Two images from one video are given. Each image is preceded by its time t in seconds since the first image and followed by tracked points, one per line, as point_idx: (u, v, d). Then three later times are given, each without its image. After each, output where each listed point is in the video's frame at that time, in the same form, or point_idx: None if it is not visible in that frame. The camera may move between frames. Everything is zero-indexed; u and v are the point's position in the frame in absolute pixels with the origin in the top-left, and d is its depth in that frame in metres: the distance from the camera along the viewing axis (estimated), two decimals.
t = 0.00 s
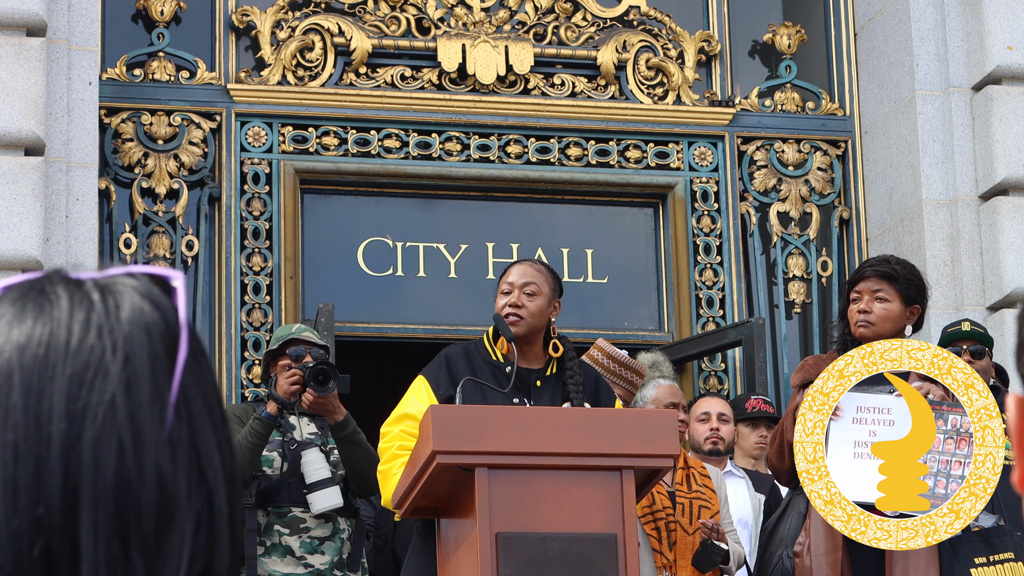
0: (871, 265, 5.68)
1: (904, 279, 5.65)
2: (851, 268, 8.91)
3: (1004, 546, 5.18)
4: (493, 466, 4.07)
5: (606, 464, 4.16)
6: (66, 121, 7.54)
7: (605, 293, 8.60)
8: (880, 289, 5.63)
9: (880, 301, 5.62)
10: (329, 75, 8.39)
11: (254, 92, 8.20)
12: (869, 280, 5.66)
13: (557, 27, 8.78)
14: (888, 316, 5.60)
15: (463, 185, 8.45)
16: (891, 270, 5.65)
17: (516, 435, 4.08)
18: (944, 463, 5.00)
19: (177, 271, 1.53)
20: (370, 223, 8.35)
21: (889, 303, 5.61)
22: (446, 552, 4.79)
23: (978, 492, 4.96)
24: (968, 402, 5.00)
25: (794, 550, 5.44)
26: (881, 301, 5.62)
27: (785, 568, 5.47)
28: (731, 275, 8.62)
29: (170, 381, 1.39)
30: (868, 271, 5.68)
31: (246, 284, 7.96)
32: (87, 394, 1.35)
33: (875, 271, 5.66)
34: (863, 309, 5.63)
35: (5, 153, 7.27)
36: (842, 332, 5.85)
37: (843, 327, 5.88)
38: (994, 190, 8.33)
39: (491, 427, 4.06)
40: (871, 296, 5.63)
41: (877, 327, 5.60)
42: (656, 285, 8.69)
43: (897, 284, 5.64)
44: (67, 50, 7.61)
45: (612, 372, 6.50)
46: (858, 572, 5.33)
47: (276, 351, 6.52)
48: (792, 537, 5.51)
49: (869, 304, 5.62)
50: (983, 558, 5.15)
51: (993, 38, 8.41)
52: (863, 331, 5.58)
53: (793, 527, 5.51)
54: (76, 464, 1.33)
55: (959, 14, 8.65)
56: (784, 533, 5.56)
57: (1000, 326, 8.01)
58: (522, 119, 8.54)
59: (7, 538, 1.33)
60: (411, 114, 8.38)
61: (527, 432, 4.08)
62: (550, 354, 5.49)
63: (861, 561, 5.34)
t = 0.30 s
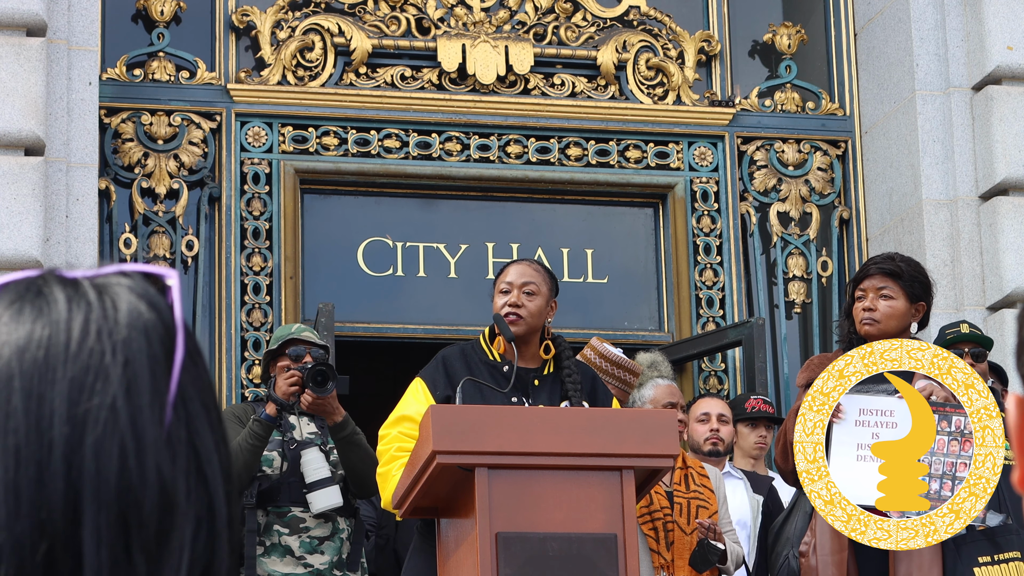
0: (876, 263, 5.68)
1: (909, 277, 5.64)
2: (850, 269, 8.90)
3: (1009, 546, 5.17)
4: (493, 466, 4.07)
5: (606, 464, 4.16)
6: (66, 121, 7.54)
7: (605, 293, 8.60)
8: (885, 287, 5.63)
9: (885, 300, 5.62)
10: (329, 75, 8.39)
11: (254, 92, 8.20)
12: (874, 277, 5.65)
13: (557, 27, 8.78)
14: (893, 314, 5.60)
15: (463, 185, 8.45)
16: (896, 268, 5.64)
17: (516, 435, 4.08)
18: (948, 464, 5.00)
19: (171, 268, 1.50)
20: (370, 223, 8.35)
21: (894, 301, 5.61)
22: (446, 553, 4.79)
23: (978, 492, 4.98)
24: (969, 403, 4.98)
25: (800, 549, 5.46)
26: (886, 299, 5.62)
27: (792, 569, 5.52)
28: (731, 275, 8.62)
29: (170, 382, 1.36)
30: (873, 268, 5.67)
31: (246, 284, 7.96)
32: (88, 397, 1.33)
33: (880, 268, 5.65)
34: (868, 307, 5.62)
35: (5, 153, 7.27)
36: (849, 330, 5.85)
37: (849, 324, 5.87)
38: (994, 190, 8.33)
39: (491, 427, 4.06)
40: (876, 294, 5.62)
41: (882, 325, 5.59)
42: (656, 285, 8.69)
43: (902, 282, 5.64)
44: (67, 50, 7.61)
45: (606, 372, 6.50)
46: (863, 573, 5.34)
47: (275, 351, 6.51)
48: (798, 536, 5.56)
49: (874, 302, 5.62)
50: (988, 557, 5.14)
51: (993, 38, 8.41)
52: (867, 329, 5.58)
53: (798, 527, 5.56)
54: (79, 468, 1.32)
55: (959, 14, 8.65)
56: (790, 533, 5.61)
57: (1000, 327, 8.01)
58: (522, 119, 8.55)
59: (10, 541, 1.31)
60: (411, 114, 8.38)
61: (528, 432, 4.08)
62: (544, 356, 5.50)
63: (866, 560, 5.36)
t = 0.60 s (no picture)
0: (882, 261, 5.69)
1: (914, 275, 5.65)
2: (851, 269, 8.90)
3: (1013, 545, 5.15)
4: (493, 467, 4.07)
5: (606, 464, 4.16)
6: (66, 121, 7.54)
7: (605, 294, 8.60)
8: (891, 285, 5.62)
9: (891, 297, 5.61)
10: (329, 75, 8.39)
11: (254, 92, 8.20)
12: (880, 275, 5.65)
13: (557, 27, 8.78)
14: (899, 311, 5.58)
15: (463, 185, 8.45)
16: (902, 266, 5.65)
17: (516, 435, 4.07)
18: (950, 464, 5.00)
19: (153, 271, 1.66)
20: (370, 223, 8.35)
21: (900, 298, 5.60)
22: (446, 552, 4.78)
23: (978, 492, 4.98)
24: (969, 403, 5.00)
25: (805, 548, 5.43)
26: (892, 296, 5.61)
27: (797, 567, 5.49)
28: (731, 276, 8.62)
29: (172, 357, 1.51)
30: (879, 267, 5.68)
31: (246, 284, 7.96)
32: (100, 366, 1.46)
33: (885, 267, 5.66)
34: (874, 305, 5.61)
35: (5, 153, 7.27)
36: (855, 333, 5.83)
37: (855, 328, 5.85)
38: (994, 190, 8.33)
39: (491, 428, 4.06)
40: (882, 292, 5.62)
41: (888, 322, 5.57)
42: (655, 285, 8.69)
43: (908, 280, 5.64)
44: (67, 50, 7.61)
45: (605, 369, 6.50)
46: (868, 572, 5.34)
47: (275, 351, 6.50)
48: (803, 536, 5.54)
49: (880, 300, 5.61)
50: (991, 557, 5.13)
51: (993, 38, 8.41)
52: (873, 326, 5.56)
53: (803, 526, 5.54)
54: (95, 428, 1.44)
55: (959, 14, 8.66)
56: (795, 533, 5.60)
57: (1000, 327, 8.01)
58: (522, 119, 8.54)
59: (31, 497, 1.42)
60: (411, 114, 8.38)
61: (529, 432, 4.08)
62: (545, 352, 5.50)
63: (870, 559, 5.36)
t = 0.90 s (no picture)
0: (887, 259, 5.68)
1: (919, 272, 5.64)
2: (851, 269, 8.90)
3: (1017, 544, 5.10)
4: (493, 467, 4.07)
5: (606, 465, 4.16)
6: (66, 122, 7.54)
7: (605, 293, 8.60)
8: (896, 283, 5.62)
9: (895, 295, 5.61)
10: (329, 75, 8.39)
11: (254, 92, 8.20)
12: (885, 273, 5.65)
13: (557, 27, 8.78)
14: (903, 310, 5.58)
15: (463, 185, 8.45)
16: (907, 264, 5.65)
17: (517, 435, 4.07)
18: (953, 463, 5.00)
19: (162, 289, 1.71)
20: (370, 223, 8.35)
21: (905, 297, 5.60)
22: (446, 553, 4.79)
23: (978, 492, 4.98)
24: (969, 403, 5.01)
25: (808, 547, 5.43)
26: (896, 295, 5.60)
27: (799, 566, 5.48)
28: (731, 276, 8.62)
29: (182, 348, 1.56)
30: (883, 265, 5.68)
31: (246, 284, 7.96)
32: (113, 340, 1.51)
33: (890, 264, 5.66)
34: (878, 304, 5.61)
35: (5, 153, 7.27)
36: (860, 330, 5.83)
37: (861, 325, 5.85)
38: (994, 190, 8.33)
39: (491, 427, 4.06)
40: (887, 290, 5.62)
41: (893, 321, 5.57)
42: (656, 285, 8.69)
43: (913, 278, 5.63)
44: (67, 50, 7.61)
45: (603, 366, 6.50)
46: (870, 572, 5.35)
47: (275, 351, 6.50)
48: (806, 535, 5.54)
49: (885, 298, 5.61)
50: (994, 556, 5.11)
51: (993, 38, 8.42)
52: (878, 324, 5.56)
53: (807, 525, 5.55)
54: (108, 394, 1.48)
55: (959, 14, 8.66)
56: (798, 532, 5.60)
57: (1000, 327, 8.01)
58: (522, 119, 8.55)
59: (50, 456, 1.46)
60: (411, 114, 8.39)
61: (529, 432, 4.08)
62: (542, 353, 5.50)
63: (872, 559, 5.36)
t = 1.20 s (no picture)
0: (892, 257, 5.67)
1: (923, 271, 5.63)
2: (851, 270, 8.90)
3: (1017, 544, 5.12)
4: (493, 466, 4.07)
5: (606, 465, 4.16)
6: (66, 122, 7.53)
7: (605, 294, 8.60)
8: (900, 283, 5.62)
9: (899, 295, 5.61)
10: (329, 75, 8.39)
11: (254, 92, 8.20)
12: (889, 272, 5.64)
13: (557, 27, 8.78)
14: (907, 309, 5.58)
15: (463, 185, 8.45)
16: (911, 263, 5.64)
17: (517, 435, 4.08)
18: (954, 463, 5.00)
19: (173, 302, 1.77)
20: (370, 223, 8.34)
21: (909, 296, 5.59)
22: (446, 553, 4.79)
23: (978, 492, 4.98)
24: (969, 403, 5.00)
25: (810, 546, 5.44)
26: (900, 294, 5.61)
27: (801, 565, 5.50)
28: (731, 276, 8.62)
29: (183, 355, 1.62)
30: (888, 263, 5.67)
31: (246, 285, 7.96)
32: (110, 343, 1.56)
33: (894, 263, 5.65)
34: (883, 303, 5.61)
35: (5, 153, 7.27)
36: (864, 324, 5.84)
37: (864, 319, 5.86)
38: (994, 190, 8.34)
39: (492, 427, 4.06)
40: (891, 289, 5.62)
41: (897, 320, 5.58)
42: (656, 286, 8.69)
43: (917, 277, 5.62)
44: (67, 50, 7.60)
45: (595, 361, 6.54)
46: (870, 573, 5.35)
47: (275, 351, 6.50)
48: (808, 534, 5.56)
49: (888, 297, 5.61)
50: (994, 557, 5.12)
51: (993, 38, 8.41)
52: (882, 324, 5.57)
53: (809, 524, 5.55)
54: (102, 396, 1.54)
55: (959, 14, 8.66)
56: (801, 531, 5.61)
57: (1000, 326, 8.01)
58: (522, 119, 8.55)
59: (41, 455, 1.51)
60: (411, 114, 8.39)
61: (529, 432, 4.08)
62: (543, 354, 5.50)
63: (873, 559, 5.36)
